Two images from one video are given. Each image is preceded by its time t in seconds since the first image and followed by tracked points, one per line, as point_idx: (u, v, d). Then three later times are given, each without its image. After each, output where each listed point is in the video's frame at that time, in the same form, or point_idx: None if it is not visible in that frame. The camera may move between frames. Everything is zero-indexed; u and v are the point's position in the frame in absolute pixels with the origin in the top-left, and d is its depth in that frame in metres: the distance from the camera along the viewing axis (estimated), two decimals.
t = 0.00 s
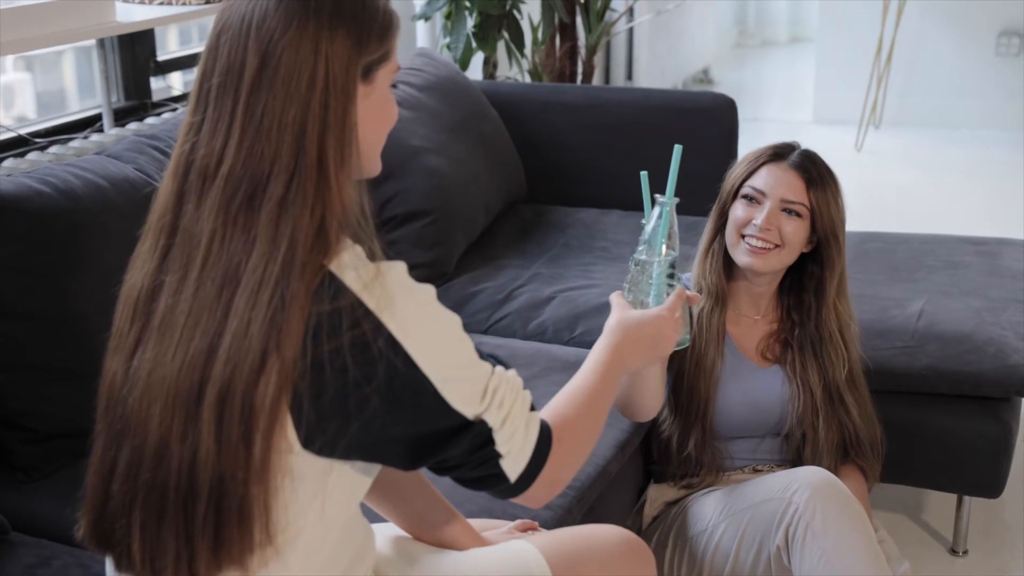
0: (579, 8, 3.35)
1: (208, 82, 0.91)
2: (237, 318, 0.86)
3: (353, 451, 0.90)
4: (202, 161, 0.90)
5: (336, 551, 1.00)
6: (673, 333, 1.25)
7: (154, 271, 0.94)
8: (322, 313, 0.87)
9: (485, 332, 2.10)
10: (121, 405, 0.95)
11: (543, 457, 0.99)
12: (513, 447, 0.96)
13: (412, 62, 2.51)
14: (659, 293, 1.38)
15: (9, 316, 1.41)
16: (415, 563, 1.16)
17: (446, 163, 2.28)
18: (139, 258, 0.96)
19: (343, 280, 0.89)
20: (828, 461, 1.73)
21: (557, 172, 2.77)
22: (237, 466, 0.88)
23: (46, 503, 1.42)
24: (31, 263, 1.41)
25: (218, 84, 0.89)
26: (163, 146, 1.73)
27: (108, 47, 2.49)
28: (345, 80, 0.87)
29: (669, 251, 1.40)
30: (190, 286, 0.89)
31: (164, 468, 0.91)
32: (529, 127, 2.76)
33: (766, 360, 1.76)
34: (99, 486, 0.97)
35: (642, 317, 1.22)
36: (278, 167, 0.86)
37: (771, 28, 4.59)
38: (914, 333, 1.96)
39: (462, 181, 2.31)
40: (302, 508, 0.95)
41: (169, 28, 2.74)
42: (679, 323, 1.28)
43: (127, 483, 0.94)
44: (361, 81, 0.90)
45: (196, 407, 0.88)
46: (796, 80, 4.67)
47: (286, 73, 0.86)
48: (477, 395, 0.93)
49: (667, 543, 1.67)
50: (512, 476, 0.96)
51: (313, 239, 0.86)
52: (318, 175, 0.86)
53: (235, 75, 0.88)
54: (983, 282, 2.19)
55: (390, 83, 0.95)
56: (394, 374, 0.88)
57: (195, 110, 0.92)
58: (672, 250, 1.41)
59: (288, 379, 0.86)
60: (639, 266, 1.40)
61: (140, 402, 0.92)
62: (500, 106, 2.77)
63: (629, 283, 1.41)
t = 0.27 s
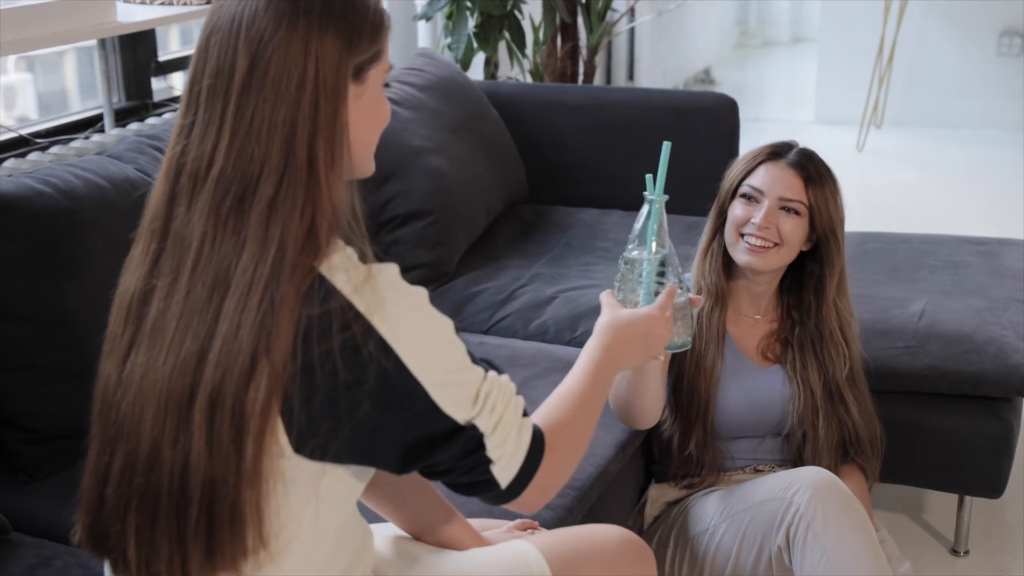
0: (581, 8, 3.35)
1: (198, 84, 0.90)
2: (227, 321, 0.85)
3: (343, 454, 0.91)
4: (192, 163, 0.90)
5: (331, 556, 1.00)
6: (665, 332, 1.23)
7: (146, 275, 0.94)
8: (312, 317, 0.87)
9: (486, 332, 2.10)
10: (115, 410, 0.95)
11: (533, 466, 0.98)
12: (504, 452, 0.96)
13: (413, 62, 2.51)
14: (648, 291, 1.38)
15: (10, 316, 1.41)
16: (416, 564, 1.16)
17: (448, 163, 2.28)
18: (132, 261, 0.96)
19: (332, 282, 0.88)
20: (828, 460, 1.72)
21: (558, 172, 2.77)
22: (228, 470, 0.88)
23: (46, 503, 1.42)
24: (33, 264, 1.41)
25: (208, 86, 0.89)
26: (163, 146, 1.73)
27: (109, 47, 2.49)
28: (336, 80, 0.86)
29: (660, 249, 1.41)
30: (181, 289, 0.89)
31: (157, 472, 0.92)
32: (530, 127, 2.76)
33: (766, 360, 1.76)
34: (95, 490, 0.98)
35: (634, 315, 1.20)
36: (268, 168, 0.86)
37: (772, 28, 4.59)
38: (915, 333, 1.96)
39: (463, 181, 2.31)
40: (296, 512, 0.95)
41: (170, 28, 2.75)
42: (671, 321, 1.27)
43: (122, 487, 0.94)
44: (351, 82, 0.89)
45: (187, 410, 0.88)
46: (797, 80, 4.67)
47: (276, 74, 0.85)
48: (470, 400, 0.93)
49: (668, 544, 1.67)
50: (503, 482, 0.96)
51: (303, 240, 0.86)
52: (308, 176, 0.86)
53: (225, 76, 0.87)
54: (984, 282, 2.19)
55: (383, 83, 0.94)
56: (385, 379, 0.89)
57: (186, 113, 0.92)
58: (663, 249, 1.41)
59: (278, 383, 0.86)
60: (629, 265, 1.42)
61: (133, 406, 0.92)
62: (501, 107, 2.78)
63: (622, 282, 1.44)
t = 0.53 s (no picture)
0: (581, 7, 3.35)
1: (187, 87, 0.90)
2: (217, 324, 0.85)
3: (334, 458, 0.91)
4: (182, 166, 0.89)
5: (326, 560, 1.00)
6: (653, 335, 1.24)
7: (137, 278, 0.93)
8: (301, 320, 0.87)
9: (487, 331, 2.10)
10: (107, 415, 0.94)
11: (522, 475, 0.98)
12: (493, 461, 0.95)
13: (413, 62, 2.51)
14: (636, 293, 1.38)
15: (11, 317, 1.41)
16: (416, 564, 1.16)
17: (448, 163, 2.28)
18: (124, 265, 0.95)
19: (321, 285, 0.88)
20: (828, 460, 1.72)
21: (558, 172, 2.77)
22: (219, 473, 0.88)
23: (46, 503, 1.42)
24: (33, 264, 1.41)
25: (197, 87, 0.88)
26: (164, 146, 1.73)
27: (110, 47, 2.50)
28: (325, 81, 0.86)
29: (648, 251, 1.40)
30: (171, 292, 0.88)
31: (149, 476, 0.91)
32: (531, 127, 2.76)
33: (767, 360, 1.76)
34: (87, 496, 0.97)
35: (621, 318, 1.21)
36: (257, 170, 0.86)
37: (773, 28, 4.59)
38: (916, 333, 1.95)
39: (463, 181, 2.31)
40: (288, 516, 0.95)
41: (171, 28, 2.75)
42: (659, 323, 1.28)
43: (114, 492, 0.93)
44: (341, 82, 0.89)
45: (178, 414, 0.88)
46: (797, 80, 4.66)
47: (264, 75, 0.85)
48: (459, 406, 0.93)
49: (669, 543, 1.67)
50: (491, 490, 0.96)
51: (291, 242, 0.86)
52: (298, 178, 0.86)
53: (214, 78, 0.87)
54: (985, 282, 2.19)
55: (373, 83, 0.94)
56: (373, 382, 0.88)
57: (175, 115, 0.91)
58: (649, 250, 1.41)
59: (266, 385, 0.86)
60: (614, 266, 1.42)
61: (124, 410, 0.91)
62: (502, 107, 2.78)
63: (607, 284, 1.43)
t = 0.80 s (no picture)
0: (582, 7, 3.35)
1: (176, 88, 0.89)
2: (205, 326, 0.85)
3: (325, 465, 0.91)
4: (171, 168, 0.89)
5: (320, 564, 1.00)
6: (640, 336, 1.23)
7: (127, 281, 0.93)
8: (287, 325, 0.86)
9: (488, 331, 2.10)
10: (99, 417, 0.94)
11: (510, 484, 0.98)
12: (480, 470, 0.95)
13: (414, 62, 2.51)
14: (621, 297, 1.37)
15: (10, 317, 1.41)
16: (416, 564, 1.16)
17: (448, 163, 2.28)
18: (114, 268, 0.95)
19: (309, 289, 0.88)
20: (829, 459, 1.72)
21: (559, 172, 2.77)
22: (207, 478, 0.88)
23: (46, 503, 1.42)
24: (35, 264, 1.41)
25: (186, 89, 0.88)
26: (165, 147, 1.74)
27: (111, 47, 2.50)
28: (314, 81, 0.86)
29: (632, 252, 1.39)
30: (160, 295, 0.88)
31: (140, 479, 0.91)
32: (531, 127, 2.76)
33: (767, 359, 1.76)
34: (82, 498, 0.97)
35: (609, 320, 1.21)
36: (245, 172, 0.85)
37: (774, 28, 4.59)
38: (917, 332, 1.95)
39: (464, 181, 2.31)
40: (280, 520, 0.95)
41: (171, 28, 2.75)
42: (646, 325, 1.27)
43: (108, 495, 0.94)
44: (331, 82, 0.89)
45: (168, 417, 0.88)
46: (798, 80, 4.67)
47: (252, 76, 0.85)
48: (448, 414, 0.93)
49: (670, 543, 1.67)
50: (478, 499, 0.96)
51: (279, 244, 0.85)
52: (285, 180, 0.85)
53: (202, 80, 0.87)
54: (986, 281, 2.19)
55: (363, 84, 0.93)
56: (361, 386, 0.88)
57: (164, 117, 0.91)
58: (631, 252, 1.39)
59: (254, 391, 0.86)
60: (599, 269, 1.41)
61: (115, 413, 0.91)
62: (502, 107, 2.77)
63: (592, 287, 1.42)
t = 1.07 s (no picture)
0: (582, 7, 3.35)
1: (165, 89, 0.89)
2: (191, 327, 0.85)
3: (313, 472, 0.92)
4: (160, 169, 0.89)
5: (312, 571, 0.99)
6: (624, 338, 1.22)
7: (117, 283, 0.93)
8: (272, 330, 0.86)
9: (488, 331, 2.10)
10: (91, 418, 0.94)
11: (495, 495, 0.96)
12: (464, 481, 0.94)
13: (415, 62, 2.52)
14: (606, 296, 1.40)
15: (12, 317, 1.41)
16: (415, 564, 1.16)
17: (449, 163, 2.28)
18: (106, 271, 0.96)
19: (293, 293, 0.87)
20: (830, 458, 1.72)
21: (560, 172, 2.77)
22: (194, 480, 0.88)
23: (47, 503, 1.42)
24: (37, 265, 1.42)
25: (175, 90, 0.88)
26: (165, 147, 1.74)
27: (111, 48, 2.50)
28: (303, 80, 0.86)
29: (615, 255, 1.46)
30: (149, 296, 0.88)
31: (130, 480, 0.91)
32: (532, 127, 2.76)
33: (768, 358, 1.76)
34: (75, 500, 0.98)
35: (591, 323, 1.20)
36: (233, 171, 0.85)
37: (775, 28, 4.59)
38: (918, 331, 1.95)
39: (464, 181, 2.31)
40: (269, 524, 0.95)
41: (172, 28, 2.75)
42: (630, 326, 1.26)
43: (100, 496, 0.95)
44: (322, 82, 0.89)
45: (156, 418, 0.88)
46: (799, 80, 4.66)
47: (241, 76, 0.85)
48: (431, 422, 0.91)
49: (670, 543, 1.67)
50: (461, 510, 0.95)
51: (265, 243, 0.85)
52: (273, 180, 0.85)
53: (191, 80, 0.87)
54: (987, 280, 2.19)
55: (354, 84, 0.93)
56: (343, 391, 0.87)
57: (153, 118, 0.90)
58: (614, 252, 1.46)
59: (240, 394, 0.85)
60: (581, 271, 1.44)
61: (106, 414, 0.92)
62: (503, 107, 2.77)
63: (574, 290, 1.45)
